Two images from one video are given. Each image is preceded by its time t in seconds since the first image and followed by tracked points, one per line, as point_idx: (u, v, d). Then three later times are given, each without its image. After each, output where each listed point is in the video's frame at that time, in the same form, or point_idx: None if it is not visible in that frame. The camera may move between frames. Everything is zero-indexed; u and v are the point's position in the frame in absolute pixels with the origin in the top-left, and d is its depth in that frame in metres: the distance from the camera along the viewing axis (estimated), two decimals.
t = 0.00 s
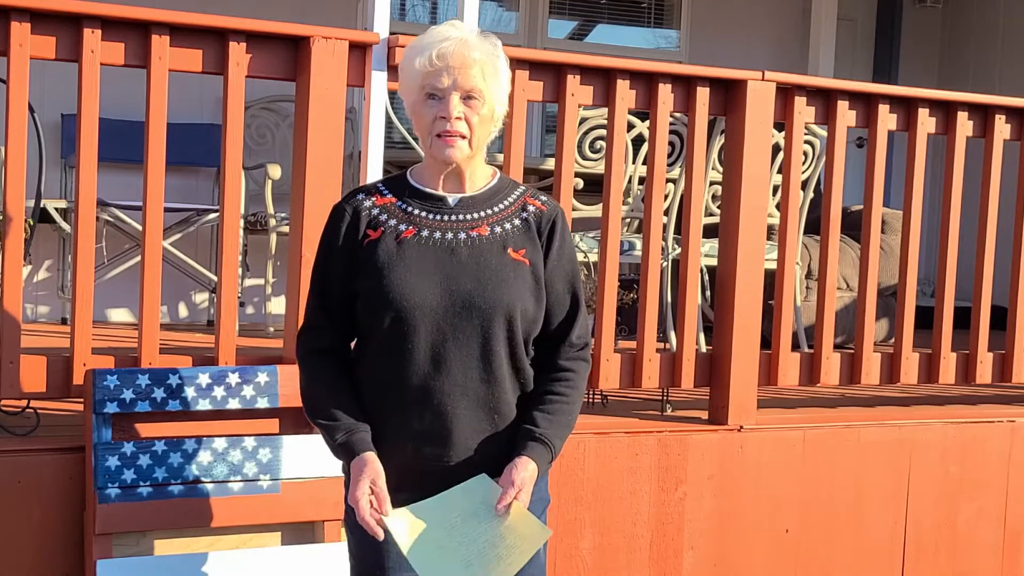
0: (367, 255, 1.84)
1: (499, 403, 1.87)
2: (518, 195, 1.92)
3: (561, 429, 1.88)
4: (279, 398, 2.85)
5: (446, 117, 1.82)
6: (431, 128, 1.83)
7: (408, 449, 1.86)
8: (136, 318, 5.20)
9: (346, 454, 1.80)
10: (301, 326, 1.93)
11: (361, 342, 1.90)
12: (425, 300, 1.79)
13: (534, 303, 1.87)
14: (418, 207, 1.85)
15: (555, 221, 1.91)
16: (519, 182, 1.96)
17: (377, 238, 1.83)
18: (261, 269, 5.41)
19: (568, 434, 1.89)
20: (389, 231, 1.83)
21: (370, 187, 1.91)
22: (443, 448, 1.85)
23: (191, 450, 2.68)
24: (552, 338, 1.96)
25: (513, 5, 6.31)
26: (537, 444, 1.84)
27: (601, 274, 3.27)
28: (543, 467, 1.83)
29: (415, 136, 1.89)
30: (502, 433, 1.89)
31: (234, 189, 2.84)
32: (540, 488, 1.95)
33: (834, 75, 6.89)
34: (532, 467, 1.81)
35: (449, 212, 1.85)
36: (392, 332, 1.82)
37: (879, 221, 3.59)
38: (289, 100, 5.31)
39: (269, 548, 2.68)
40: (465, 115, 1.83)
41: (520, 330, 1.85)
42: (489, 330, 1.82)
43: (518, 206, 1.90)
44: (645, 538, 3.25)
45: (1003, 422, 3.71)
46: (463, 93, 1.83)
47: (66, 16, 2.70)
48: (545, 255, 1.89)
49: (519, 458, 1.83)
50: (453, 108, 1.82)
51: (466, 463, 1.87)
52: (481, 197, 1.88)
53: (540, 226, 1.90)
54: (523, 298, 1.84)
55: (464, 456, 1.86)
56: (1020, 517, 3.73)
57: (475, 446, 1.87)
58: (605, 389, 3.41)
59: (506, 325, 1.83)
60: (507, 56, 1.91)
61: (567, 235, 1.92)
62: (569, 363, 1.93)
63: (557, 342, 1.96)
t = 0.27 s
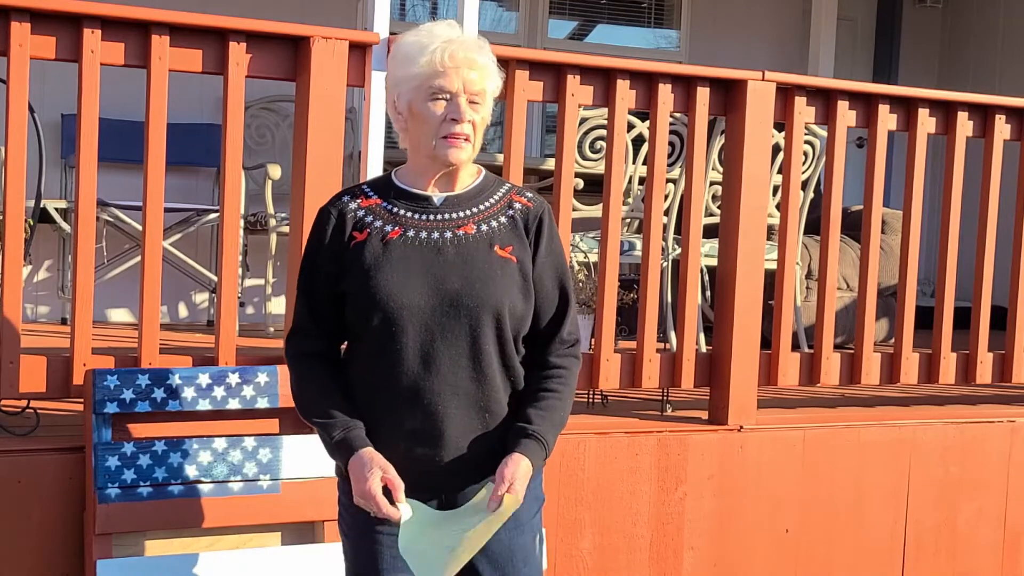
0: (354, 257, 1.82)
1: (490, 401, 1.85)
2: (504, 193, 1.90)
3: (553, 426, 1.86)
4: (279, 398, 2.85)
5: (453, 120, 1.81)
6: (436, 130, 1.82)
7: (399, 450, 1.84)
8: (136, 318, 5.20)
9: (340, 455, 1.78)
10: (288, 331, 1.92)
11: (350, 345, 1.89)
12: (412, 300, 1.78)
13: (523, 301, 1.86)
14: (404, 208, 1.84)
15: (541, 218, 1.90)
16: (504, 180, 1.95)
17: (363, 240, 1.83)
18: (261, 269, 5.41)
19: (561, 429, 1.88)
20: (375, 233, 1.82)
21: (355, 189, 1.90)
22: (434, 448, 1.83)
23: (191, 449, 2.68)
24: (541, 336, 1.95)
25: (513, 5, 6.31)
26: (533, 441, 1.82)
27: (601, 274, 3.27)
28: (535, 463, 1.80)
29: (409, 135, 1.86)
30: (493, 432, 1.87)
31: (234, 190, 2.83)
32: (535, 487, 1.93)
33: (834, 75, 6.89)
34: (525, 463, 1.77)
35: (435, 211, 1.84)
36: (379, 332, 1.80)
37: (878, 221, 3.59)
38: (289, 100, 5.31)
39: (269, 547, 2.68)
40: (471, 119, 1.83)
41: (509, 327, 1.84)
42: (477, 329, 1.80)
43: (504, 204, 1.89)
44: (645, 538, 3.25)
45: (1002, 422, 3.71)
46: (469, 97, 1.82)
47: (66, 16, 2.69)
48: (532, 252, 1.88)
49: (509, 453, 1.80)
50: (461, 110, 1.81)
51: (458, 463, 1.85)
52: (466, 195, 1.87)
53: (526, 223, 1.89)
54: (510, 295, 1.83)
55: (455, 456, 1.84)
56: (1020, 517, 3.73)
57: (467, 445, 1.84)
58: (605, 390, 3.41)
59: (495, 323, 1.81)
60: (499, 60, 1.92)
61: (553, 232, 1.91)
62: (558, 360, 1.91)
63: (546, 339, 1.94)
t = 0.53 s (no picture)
0: (353, 258, 1.82)
1: (490, 402, 1.85)
2: (501, 193, 1.91)
3: (554, 424, 1.87)
4: (279, 398, 2.85)
5: (436, 123, 1.81)
6: (420, 133, 1.82)
7: (399, 451, 1.83)
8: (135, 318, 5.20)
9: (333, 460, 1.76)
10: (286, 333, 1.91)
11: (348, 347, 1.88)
12: (413, 302, 1.78)
13: (522, 302, 1.86)
14: (402, 209, 1.84)
15: (539, 219, 1.91)
16: (502, 181, 1.95)
17: (362, 242, 1.82)
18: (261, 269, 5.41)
19: (562, 426, 1.89)
20: (374, 234, 1.82)
21: (352, 190, 1.89)
22: (435, 449, 1.82)
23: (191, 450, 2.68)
24: (540, 337, 1.95)
25: (513, 5, 6.31)
26: (532, 435, 1.83)
27: (601, 274, 3.27)
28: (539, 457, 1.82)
29: (400, 137, 1.87)
30: (493, 432, 1.87)
31: (234, 190, 2.83)
32: (533, 486, 1.93)
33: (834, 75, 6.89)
34: (525, 455, 1.78)
35: (433, 212, 1.84)
36: (379, 334, 1.79)
37: (879, 221, 3.58)
38: (289, 101, 5.31)
39: (269, 547, 2.68)
40: (454, 120, 1.82)
41: (509, 329, 1.84)
42: (478, 330, 1.80)
43: (502, 204, 1.89)
44: (645, 538, 3.25)
45: (1002, 422, 3.71)
46: (452, 98, 1.81)
47: (66, 16, 2.69)
48: (531, 253, 1.88)
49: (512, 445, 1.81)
50: (443, 113, 1.81)
51: (459, 463, 1.84)
52: (464, 196, 1.87)
53: (524, 224, 1.89)
54: (510, 296, 1.83)
55: (456, 456, 1.84)
56: (1019, 517, 3.73)
57: (467, 446, 1.84)
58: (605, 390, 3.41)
59: (495, 324, 1.82)
60: (491, 56, 1.89)
61: (551, 233, 1.92)
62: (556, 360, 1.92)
63: (545, 340, 1.95)
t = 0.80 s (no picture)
0: (359, 260, 1.80)
1: (498, 403, 1.85)
2: (506, 194, 1.91)
3: (564, 426, 1.88)
4: (278, 398, 2.85)
5: (430, 113, 1.81)
6: (416, 125, 1.82)
7: (409, 454, 1.82)
8: (135, 318, 5.20)
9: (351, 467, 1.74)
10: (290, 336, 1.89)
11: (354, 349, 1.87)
12: (421, 304, 1.77)
13: (529, 302, 1.86)
14: (408, 211, 1.83)
15: (544, 219, 1.91)
16: (505, 181, 1.95)
17: (368, 243, 1.81)
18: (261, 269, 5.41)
19: (571, 428, 1.89)
20: (380, 236, 1.81)
21: (357, 192, 1.88)
22: (444, 450, 1.82)
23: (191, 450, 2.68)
24: (545, 337, 1.95)
25: (513, 5, 6.31)
26: (545, 441, 1.83)
27: (601, 274, 3.27)
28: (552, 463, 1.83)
29: (401, 135, 1.87)
30: (501, 432, 1.87)
31: (234, 190, 2.83)
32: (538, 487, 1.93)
33: (834, 75, 6.89)
34: (540, 464, 1.80)
35: (440, 213, 1.83)
36: (387, 336, 1.79)
37: (879, 221, 3.58)
38: (289, 101, 5.31)
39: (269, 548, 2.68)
40: (448, 111, 1.82)
41: (517, 329, 1.84)
42: (486, 331, 1.80)
43: (506, 205, 1.89)
44: (645, 539, 3.25)
45: (1002, 422, 3.71)
46: (446, 89, 1.82)
47: (66, 16, 2.69)
48: (536, 253, 1.88)
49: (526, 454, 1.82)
50: (437, 104, 1.81)
51: (468, 464, 1.84)
52: (470, 197, 1.87)
53: (529, 224, 1.89)
54: (518, 297, 1.83)
55: (465, 457, 1.83)
56: (1019, 517, 3.73)
57: (476, 448, 1.84)
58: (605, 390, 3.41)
59: (503, 325, 1.81)
60: (490, 54, 1.90)
61: (555, 233, 1.92)
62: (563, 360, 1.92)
63: (549, 340, 1.95)
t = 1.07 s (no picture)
0: (371, 262, 1.80)
1: (509, 403, 1.85)
2: (516, 193, 1.90)
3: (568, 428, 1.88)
4: (279, 398, 2.85)
5: (438, 119, 1.81)
6: (425, 130, 1.82)
7: (421, 454, 1.83)
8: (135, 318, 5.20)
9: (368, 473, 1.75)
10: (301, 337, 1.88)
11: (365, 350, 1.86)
12: (433, 305, 1.77)
13: (539, 302, 1.86)
14: (418, 211, 1.82)
15: (554, 218, 1.90)
16: (515, 179, 1.95)
17: (379, 245, 1.80)
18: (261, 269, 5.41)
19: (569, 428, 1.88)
20: (391, 237, 1.80)
21: (368, 192, 1.87)
22: (456, 450, 1.82)
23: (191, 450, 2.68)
24: (552, 336, 1.95)
25: (513, 5, 6.31)
26: (542, 441, 1.82)
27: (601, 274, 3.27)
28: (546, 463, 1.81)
29: (411, 140, 1.88)
30: (513, 431, 1.87)
31: (234, 190, 2.83)
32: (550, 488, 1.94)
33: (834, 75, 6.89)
34: (536, 464, 1.78)
35: (450, 214, 1.82)
36: (400, 338, 1.79)
37: (879, 221, 3.58)
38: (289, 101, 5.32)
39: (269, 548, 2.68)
40: (457, 116, 1.81)
41: (528, 329, 1.84)
42: (498, 332, 1.80)
43: (516, 204, 1.88)
44: (645, 538, 3.25)
45: (1002, 422, 3.71)
46: (454, 94, 1.81)
47: (65, 16, 2.69)
48: (547, 253, 1.88)
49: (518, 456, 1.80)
50: (445, 109, 1.80)
51: (480, 464, 1.85)
52: (480, 197, 1.86)
53: (540, 223, 1.89)
54: (529, 297, 1.83)
55: (477, 457, 1.84)
56: (1019, 517, 3.73)
57: (488, 447, 1.85)
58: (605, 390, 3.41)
59: (514, 325, 1.82)
60: (497, 55, 1.89)
61: (565, 232, 1.92)
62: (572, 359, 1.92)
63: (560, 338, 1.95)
